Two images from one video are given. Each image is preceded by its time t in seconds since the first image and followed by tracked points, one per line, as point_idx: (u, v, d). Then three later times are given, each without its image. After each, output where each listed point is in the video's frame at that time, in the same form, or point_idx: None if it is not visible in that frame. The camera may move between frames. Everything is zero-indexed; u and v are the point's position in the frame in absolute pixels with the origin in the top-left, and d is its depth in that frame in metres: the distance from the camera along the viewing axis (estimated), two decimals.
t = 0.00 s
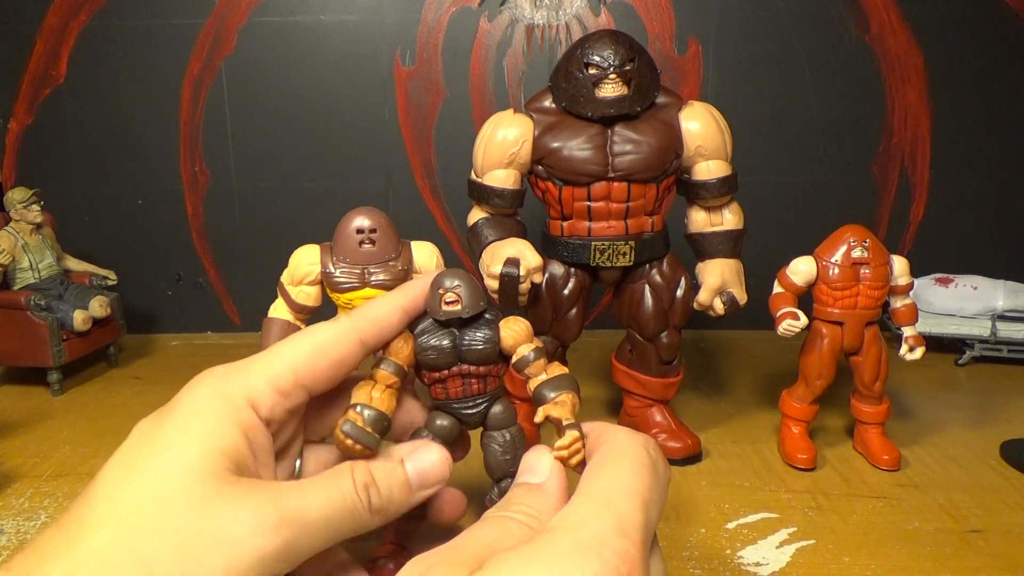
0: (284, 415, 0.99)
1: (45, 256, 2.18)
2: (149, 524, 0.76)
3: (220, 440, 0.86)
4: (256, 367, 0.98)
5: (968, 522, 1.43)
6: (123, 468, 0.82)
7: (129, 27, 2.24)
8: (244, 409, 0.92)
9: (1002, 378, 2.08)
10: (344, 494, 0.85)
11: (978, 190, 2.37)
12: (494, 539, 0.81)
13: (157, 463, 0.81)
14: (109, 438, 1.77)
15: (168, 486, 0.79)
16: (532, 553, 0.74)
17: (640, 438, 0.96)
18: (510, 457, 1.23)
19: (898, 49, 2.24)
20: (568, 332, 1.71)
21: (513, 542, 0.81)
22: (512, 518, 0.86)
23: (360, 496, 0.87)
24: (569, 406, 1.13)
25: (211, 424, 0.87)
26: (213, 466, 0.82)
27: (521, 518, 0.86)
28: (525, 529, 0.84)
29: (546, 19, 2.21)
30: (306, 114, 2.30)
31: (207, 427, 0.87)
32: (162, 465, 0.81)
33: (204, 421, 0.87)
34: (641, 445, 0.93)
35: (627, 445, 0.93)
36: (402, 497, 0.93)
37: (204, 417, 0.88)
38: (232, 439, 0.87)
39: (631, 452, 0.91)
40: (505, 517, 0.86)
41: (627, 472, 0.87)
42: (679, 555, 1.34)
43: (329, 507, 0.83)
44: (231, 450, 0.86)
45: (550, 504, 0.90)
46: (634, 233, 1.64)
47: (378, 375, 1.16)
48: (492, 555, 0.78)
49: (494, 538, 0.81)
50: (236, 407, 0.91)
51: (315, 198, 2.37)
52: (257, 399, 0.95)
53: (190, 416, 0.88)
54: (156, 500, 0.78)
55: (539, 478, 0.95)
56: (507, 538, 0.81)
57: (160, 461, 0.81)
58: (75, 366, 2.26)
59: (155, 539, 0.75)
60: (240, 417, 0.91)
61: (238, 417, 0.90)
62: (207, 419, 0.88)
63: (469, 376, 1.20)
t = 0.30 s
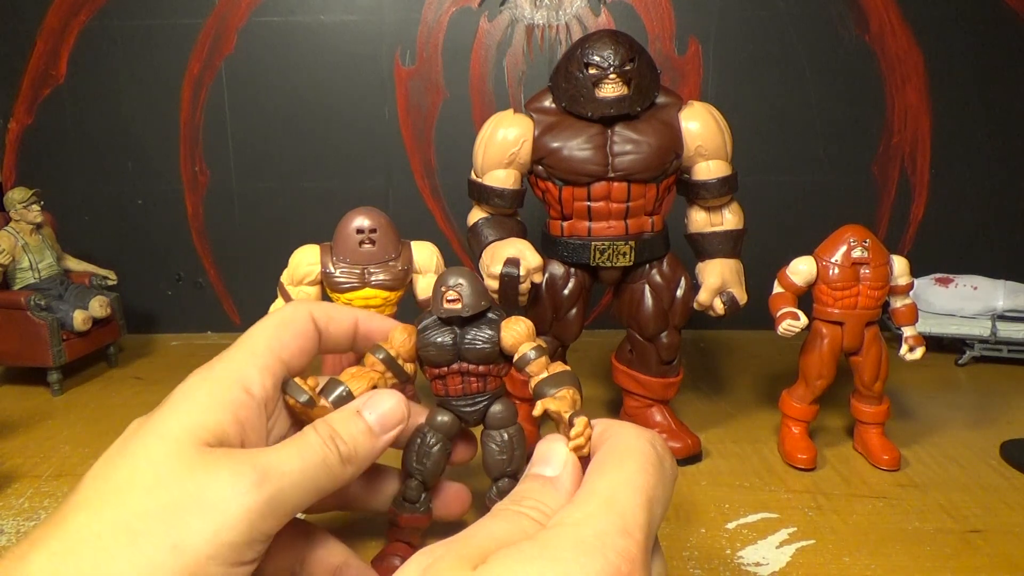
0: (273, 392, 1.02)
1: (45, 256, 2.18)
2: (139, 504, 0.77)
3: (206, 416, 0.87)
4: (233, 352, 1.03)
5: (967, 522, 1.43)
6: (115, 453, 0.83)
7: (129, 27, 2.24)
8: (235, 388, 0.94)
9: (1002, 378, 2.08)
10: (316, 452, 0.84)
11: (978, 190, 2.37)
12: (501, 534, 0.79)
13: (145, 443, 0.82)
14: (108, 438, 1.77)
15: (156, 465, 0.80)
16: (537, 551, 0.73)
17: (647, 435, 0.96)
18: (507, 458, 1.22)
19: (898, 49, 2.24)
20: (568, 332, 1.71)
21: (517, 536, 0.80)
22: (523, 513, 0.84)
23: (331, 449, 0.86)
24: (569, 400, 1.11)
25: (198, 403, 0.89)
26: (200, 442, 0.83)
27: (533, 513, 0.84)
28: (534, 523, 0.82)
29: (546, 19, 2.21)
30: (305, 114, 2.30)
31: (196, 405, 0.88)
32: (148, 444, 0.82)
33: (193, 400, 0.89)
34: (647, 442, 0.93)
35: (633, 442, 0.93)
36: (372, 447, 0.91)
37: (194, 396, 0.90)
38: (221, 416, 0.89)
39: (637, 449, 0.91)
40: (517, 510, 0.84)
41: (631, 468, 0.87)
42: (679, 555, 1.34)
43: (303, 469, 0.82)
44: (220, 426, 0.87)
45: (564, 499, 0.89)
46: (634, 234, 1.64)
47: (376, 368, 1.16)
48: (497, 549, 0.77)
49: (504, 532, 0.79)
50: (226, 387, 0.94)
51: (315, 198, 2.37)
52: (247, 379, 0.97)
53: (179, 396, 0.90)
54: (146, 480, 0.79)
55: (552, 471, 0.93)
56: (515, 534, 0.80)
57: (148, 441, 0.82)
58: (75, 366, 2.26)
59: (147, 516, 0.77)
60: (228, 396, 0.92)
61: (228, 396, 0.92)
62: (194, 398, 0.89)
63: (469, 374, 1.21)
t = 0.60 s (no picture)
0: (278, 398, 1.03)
1: (45, 256, 2.18)
2: (139, 500, 0.78)
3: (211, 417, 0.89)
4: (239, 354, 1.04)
5: (968, 522, 1.43)
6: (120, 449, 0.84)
7: (129, 27, 2.24)
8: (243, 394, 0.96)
9: (1002, 378, 2.08)
10: (314, 453, 0.84)
11: (978, 189, 2.37)
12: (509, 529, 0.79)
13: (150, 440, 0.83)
14: (109, 438, 1.77)
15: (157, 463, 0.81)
16: (544, 547, 0.73)
17: (671, 444, 0.94)
18: (506, 459, 1.23)
19: (898, 49, 2.24)
20: (568, 332, 1.71)
21: (524, 533, 0.79)
22: (532, 507, 0.84)
23: (329, 451, 0.86)
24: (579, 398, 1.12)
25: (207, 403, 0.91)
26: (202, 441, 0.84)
27: (542, 509, 0.84)
28: (543, 519, 0.82)
29: (546, 19, 2.21)
30: (305, 114, 2.30)
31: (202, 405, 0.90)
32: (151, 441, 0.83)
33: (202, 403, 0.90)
34: (666, 450, 0.92)
35: (654, 448, 0.92)
36: (370, 450, 0.92)
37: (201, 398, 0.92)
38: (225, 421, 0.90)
39: (656, 456, 0.90)
40: (528, 506, 0.84)
41: (649, 474, 0.86)
42: (679, 555, 1.34)
43: (302, 469, 0.83)
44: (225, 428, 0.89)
45: (575, 494, 0.88)
46: (635, 234, 1.64)
47: (375, 369, 1.16)
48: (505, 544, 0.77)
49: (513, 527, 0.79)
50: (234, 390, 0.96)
51: (315, 199, 2.37)
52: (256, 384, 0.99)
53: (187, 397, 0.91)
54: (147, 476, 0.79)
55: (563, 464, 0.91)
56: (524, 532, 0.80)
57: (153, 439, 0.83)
58: (75, 366, 2.26)
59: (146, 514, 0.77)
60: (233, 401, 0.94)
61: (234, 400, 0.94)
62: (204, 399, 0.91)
63: (468, 377, 1.21)
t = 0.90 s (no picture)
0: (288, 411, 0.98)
1: (45, 256, 2.18)
2: (124, 471, 0.77)
3: (261, 435, 0.82)
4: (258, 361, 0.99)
5: (968, 522, 1.43)
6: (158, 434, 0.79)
7: (129, 27, 2.24)
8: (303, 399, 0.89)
9: (1002, 378, 2.08)
10: (288, 400, 0.87)
11: (978, 189, 2.37)
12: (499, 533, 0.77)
13: (195, 443, 0.79)
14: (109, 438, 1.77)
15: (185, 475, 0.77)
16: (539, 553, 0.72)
17: (631, 435, 0.95)
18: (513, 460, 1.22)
19: (898, 49, 2.24)
20: (568, 332, 1.71)
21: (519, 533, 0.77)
22: (518, 500, 0.82)
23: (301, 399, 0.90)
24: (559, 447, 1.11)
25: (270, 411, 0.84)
26: (234, 465, 0.80)
27: (530, 500, 0.82)
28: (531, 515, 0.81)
29: (546, 19, 2.21)
30: (305, 114, 2.30)
31: (257, 421, 0.83)
32: (193, 445, 0.79)
33: (265, 409, 0.84)
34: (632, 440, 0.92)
35: (619, 440, 0.92)
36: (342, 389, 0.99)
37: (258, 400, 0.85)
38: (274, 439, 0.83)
39: (623, 447, 0.90)
40: (514, 500, 0.81)
41: (623, 468, 0.86)
42: (680, 555, 1.34)
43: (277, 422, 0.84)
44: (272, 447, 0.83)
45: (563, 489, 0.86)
46: (634, 234, 1.64)
47: (379, 386, 1.14)
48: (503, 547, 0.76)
49: (501, 531, 0.77)
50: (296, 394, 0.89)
51: (315, 199, 2.37)
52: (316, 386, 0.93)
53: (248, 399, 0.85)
54: (173, 485, 0.76)
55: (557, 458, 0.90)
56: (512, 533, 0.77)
57: (191, 444, 0.79)
58: (75, 366, 2.26)
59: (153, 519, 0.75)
60: (289, 407, 0.87)
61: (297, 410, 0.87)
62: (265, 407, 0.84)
63: (472, 384, 1.21)
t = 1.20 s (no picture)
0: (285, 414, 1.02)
1: (45, 256, 2.18)
2: (134, 481, 0.78)
3: (275, 459, 0.83)
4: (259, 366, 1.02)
5: (968, 522, 1.43)
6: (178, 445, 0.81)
7: (129, 27, 2.24)
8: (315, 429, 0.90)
9: (1002, 378, 2.08)
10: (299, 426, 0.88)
11: (978, 189, 2.37)
12: (456, 527, 0.78)
13: (213, 460, 0.80)
14: (108, 438, 1.77)
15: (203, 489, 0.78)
16: (537, 551, 0.73)
17: (651, 436, 0.96)
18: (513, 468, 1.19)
19: (898, 49, 2.24)
20: (568, 332, 1.71)
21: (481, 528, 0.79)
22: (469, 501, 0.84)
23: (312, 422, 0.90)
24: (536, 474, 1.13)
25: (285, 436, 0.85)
26: (247, 487, 0.80)
27: (479, 498, 0.84)
28: (484, 507, 0.83)
29: (546, 19, 2.21)
30: (305, 114, 2.30)
31: (274, 444, 0.83)
32: (210, 462, 0.79)
33: (281, 434, 0.85)
34: (651, 443, 0.93)
35: (637, 442, 0.94)
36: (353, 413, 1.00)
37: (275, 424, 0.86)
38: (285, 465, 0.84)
39: (641, 448, 0.92)
40: (464, 501, 0.83)
41: (634, 469, 0.87)
42: (680, 555, 1.34)
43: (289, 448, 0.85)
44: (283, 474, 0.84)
45: (509, 489, 0.88)
46: (634, 233, 1.64)
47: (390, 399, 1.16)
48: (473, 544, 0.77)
49: (459, 525, 0.78)
50: (309, 425, 0.89)
51: (315, 199, 2.37)
52: (328, 415, 0.94)
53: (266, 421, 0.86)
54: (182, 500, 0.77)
55: (492, 467, 0.93)
56: (469, 524, 0.79)
57: (210, 460, 0.80)
58: (75, 366, 2.26)
59: (166, 530, 0.76)
60: (300, 430, 0.88)
61: (309, 442, 0.88)
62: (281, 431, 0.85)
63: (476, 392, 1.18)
